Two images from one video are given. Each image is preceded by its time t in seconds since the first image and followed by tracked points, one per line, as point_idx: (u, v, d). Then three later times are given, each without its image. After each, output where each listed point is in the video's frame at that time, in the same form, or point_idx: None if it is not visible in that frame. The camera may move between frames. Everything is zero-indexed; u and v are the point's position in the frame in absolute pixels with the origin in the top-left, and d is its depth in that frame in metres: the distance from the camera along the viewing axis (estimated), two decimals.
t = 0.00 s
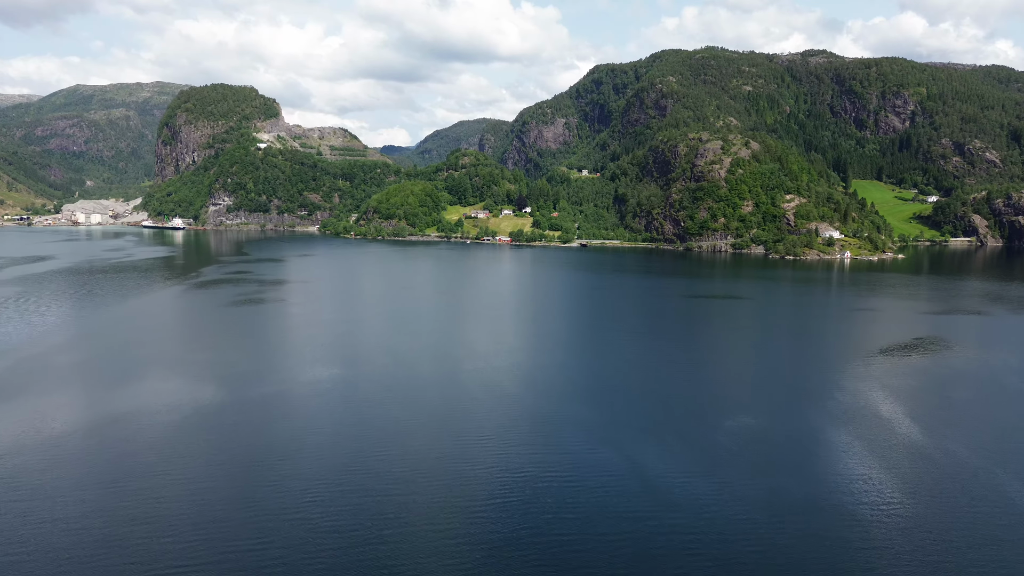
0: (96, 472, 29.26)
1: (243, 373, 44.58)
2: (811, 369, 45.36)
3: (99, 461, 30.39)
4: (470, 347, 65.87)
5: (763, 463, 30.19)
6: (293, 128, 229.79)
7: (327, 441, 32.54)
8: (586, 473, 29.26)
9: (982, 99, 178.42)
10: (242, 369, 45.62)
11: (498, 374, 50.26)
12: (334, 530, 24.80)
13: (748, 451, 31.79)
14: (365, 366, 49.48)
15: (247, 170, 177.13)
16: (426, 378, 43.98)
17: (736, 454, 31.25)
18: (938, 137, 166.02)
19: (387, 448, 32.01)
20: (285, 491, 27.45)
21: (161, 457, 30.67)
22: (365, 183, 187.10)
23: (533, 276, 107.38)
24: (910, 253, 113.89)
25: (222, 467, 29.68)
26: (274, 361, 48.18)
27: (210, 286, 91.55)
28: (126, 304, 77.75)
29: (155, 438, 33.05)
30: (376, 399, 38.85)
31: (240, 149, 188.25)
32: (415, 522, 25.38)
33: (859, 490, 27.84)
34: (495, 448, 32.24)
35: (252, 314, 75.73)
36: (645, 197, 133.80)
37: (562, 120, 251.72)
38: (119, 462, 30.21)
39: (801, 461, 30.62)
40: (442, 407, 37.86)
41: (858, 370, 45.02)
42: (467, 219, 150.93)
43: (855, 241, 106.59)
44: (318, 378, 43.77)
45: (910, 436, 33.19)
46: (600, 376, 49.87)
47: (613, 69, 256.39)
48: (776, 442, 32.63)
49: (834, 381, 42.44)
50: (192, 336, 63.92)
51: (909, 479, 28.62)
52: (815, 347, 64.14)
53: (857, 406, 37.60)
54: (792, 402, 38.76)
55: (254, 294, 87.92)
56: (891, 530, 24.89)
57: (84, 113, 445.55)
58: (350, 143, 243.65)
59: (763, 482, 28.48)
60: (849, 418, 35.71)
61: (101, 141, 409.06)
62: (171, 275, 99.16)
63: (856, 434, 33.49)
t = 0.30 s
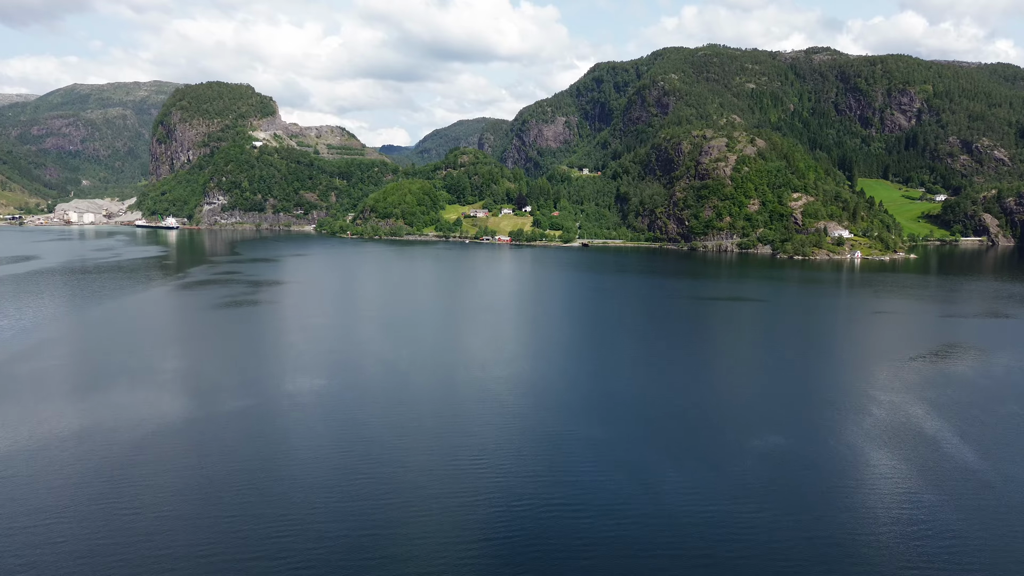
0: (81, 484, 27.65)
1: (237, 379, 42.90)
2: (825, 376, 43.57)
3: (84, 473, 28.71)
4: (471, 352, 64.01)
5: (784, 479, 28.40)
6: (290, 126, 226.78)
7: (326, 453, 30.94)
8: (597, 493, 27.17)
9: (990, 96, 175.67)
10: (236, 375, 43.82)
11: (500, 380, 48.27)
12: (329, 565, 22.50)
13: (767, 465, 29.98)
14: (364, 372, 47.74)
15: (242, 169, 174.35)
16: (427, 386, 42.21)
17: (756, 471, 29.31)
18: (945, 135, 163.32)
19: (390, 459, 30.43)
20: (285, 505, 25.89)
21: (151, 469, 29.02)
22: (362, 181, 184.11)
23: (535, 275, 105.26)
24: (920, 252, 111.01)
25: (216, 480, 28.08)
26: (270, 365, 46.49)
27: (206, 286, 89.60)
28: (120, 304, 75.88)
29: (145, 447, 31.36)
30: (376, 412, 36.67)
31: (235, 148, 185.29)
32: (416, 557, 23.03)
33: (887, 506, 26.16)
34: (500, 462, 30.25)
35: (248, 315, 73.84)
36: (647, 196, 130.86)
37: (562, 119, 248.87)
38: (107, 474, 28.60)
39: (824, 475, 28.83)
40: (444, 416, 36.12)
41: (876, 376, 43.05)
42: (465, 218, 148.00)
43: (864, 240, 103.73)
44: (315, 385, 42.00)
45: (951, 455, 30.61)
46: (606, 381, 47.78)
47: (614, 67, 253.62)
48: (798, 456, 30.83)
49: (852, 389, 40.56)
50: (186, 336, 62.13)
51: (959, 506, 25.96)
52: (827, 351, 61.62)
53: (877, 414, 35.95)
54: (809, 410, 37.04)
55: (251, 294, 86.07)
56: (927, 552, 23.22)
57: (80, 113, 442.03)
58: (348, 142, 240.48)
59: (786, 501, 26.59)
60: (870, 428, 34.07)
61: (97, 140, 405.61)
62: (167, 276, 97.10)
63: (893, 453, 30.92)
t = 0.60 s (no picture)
0: (56, 504, 25.53)
1: (226, 382, 40.72)
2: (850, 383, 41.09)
3: (58, 490, 26.56)
4: (472, 349, 61.79)
5: (818, 500, 26.06)
6: (287, 124, 223.72)
7: (321, 466, 28.76)
8: (613, 519, 24.75)
9: (997, 92, 172.84)
10: (226, 378, 41.64)
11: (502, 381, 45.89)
12: None
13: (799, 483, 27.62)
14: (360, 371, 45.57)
15: (237, 166, 171.75)
16: (426, 389, 39.92)
17: (787, 492, 26.86)
18: (952, 132, 160.54)
19: (390, 473, 28.27)
20: (278, 530, 23.75)
21: (133, 486, 26.90)
22: (359, 179, 181.06)
23: (536, 273, 102.81)
24: (931, 250, 108.11)
25: (203, 499, 25.94)
26: (263, 367, 44.34)
27: (199, 283, 87.41)
28: (111, 302, 73.70)
29: (127, 461, 29.24)
30: (374, 419, 34.50)
31: (230, 145, 182.42)
32: None
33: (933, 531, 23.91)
34: (507, 481, 27.75)
35: (243, 314, 71.65)
36: (650, 193, 127.91)
37: (562, 117, 245.94)
38: (85, 491, 26.50)
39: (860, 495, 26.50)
40: (446, 425, 33.85)
41: (903, 386, 40.64)
42: (464, 216, 144.99)
43: (874, 238, 100.86)
44: (309, 387, 39.85)
45: (1003, 478, 27.83)
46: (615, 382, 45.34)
47: (614, 64, 250.74)
48: (829, 471, 28.57)
49: (879, 398, 38.15)
50: (178, 335, 59.99)
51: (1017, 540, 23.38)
52: (843, 352, 58.94)
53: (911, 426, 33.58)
54: (837, 421, 34.63)
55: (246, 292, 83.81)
56: None
57: (77, 112, 438.68)
58: (345, 140, 237.42)
59: (823, 530, 24.11)
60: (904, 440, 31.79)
61: (93, 139, 402.00)
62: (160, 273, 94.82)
63: (938, 473, 28.21)
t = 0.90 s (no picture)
0: (19, 523, 23.24)
1: (210, 387, 38.36)
2: (883, 400, 38.84)
3: (24, 508, 24.19)
4: (470, 349, 59.43)
5: (863, 533, 23.52)
6: (282, 120, 220.61)
7: (311, 482, 26.42)
8: (631, 555, 22.10)
9: (1003, 88, 170.28)
10: (209, 382, 39.38)
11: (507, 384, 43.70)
12: None
13: (842, 509, 25.22)
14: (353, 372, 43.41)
15: (230, 163, 169.11)
16: (427, 397, 37.41)
17: (829, 521, 24.41)
18: (959, 128, 157.94)
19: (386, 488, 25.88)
20: (257, 567, 21.08)
21: (102, 506, 24.37)
22: (355, 176, 177.79)
23: (537, 270, 100.26)
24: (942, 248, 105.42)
25: (181, 518, 23.62)
26: (250, 371, 42.12)
27: (191, 282, 85.08)
28: (98, 299, 71.31)
29: (98, 475, 26.88)
30: (372, 429, 32.13)
31: (224, 141, 179.50)
32: None
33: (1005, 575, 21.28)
34: (515, 504, 25.16)
35: (234, 312, 69.36)
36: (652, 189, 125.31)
37: (561, 114, 243.05)
38: (48, 508, 24.15)
39: (912, 527, 24.00)
40: (455, 437, 31.52)
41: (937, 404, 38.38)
42: (462, 214, 142.04)
43: (885, 235, 98.22)
44: (297, 393, 37.47)
45: None
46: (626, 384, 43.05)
47: (614, 61, 247.94)
48: (868, 500, 25.93)
49: (914, 415, 35.68)
50: (165, 334, 57.69)
51: None
52: (859, 353, 56.43)
53: (955, 448, 31.19)
54: (873, 438, 32.27)
55: (239, 291, 81.53)
56: None
57: (72, 109, 434.98)
58: (342, 137, 234.45)
59: (871, 569, 21.63)
60: (950, 462, 29.47)
61: (88, 137, 397.98)
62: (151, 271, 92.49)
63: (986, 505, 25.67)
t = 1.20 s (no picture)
0: None
1: (190, 408, 35.92)
2: (916, 423, 36.39)
3: None
4: (468, 351, 56.91)
5: None
6: (277, 118, 217.66)
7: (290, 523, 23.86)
8: None
9: (1009, 84, 167.83)
10: (190, 403, 36.93)
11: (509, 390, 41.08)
12: None
13: (890, 549, 22.68)
14: (344, 386, 40.94)
15: (222, 160, 166.61)
16: (424, 420, 34.91)
17: (876, 566, 21.82)
18: (964, 125, 155.54)
19: (378, 533, 23.34)
20: None
21: (55, 555, 21.90)
22: (351, 174, 174.08)
23: (535, 268, 97.47)
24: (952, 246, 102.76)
25: (146, 571, 21.21)
26: (234, 389, 39.69)
27: (180, 281, 82.53)
28: (83, 299, 68.76)
29: (50, 513, 24.37)
30: (355, 460, 29.59)
31: (217, 139, 176.81)
32: None
33: None
34: (519, 550, 22.58)
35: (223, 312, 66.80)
36: (654, 186, 122.64)
37: (560, 111, 240.34)
38: None
39: None
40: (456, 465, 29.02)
41: (971, 428, 35.84)
42: (459, 212, 139.13)
43: (894, 233, 95.64)
44: (284, 416, 35.04)
45: None
46: (636, 395, 40.50)
47: (613, 58, 245.31)
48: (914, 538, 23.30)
49: (952, 440, 33.27)
50: (149, 335, 55.15)
51: None
52: (877, 354, 53.85)
53: (1000, 478, 28.77)
54: (911, 464, 29.77)
55: (229, 290, 78.97)
56: None
57: (66, 108, 431.38)
58: (337, 135, 231.45)
59: None
60: (1000, 494, 27.07)
61: (82, 135, 393.84)
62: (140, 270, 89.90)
63: None
